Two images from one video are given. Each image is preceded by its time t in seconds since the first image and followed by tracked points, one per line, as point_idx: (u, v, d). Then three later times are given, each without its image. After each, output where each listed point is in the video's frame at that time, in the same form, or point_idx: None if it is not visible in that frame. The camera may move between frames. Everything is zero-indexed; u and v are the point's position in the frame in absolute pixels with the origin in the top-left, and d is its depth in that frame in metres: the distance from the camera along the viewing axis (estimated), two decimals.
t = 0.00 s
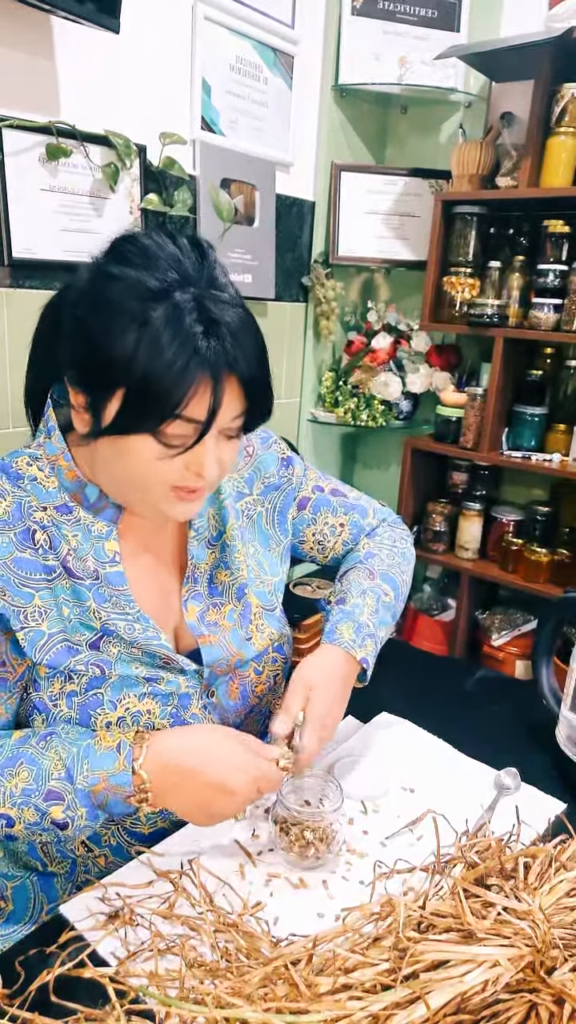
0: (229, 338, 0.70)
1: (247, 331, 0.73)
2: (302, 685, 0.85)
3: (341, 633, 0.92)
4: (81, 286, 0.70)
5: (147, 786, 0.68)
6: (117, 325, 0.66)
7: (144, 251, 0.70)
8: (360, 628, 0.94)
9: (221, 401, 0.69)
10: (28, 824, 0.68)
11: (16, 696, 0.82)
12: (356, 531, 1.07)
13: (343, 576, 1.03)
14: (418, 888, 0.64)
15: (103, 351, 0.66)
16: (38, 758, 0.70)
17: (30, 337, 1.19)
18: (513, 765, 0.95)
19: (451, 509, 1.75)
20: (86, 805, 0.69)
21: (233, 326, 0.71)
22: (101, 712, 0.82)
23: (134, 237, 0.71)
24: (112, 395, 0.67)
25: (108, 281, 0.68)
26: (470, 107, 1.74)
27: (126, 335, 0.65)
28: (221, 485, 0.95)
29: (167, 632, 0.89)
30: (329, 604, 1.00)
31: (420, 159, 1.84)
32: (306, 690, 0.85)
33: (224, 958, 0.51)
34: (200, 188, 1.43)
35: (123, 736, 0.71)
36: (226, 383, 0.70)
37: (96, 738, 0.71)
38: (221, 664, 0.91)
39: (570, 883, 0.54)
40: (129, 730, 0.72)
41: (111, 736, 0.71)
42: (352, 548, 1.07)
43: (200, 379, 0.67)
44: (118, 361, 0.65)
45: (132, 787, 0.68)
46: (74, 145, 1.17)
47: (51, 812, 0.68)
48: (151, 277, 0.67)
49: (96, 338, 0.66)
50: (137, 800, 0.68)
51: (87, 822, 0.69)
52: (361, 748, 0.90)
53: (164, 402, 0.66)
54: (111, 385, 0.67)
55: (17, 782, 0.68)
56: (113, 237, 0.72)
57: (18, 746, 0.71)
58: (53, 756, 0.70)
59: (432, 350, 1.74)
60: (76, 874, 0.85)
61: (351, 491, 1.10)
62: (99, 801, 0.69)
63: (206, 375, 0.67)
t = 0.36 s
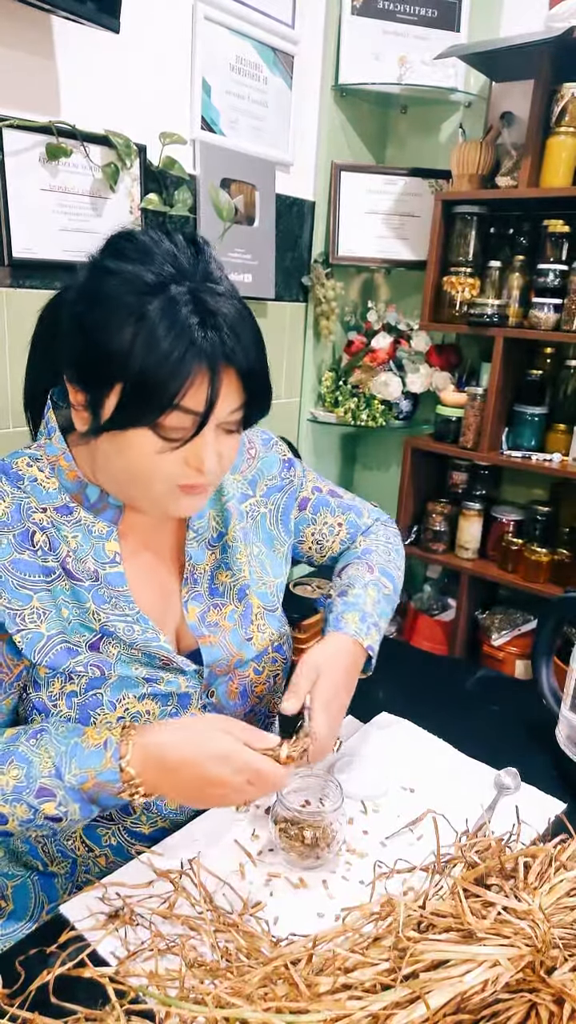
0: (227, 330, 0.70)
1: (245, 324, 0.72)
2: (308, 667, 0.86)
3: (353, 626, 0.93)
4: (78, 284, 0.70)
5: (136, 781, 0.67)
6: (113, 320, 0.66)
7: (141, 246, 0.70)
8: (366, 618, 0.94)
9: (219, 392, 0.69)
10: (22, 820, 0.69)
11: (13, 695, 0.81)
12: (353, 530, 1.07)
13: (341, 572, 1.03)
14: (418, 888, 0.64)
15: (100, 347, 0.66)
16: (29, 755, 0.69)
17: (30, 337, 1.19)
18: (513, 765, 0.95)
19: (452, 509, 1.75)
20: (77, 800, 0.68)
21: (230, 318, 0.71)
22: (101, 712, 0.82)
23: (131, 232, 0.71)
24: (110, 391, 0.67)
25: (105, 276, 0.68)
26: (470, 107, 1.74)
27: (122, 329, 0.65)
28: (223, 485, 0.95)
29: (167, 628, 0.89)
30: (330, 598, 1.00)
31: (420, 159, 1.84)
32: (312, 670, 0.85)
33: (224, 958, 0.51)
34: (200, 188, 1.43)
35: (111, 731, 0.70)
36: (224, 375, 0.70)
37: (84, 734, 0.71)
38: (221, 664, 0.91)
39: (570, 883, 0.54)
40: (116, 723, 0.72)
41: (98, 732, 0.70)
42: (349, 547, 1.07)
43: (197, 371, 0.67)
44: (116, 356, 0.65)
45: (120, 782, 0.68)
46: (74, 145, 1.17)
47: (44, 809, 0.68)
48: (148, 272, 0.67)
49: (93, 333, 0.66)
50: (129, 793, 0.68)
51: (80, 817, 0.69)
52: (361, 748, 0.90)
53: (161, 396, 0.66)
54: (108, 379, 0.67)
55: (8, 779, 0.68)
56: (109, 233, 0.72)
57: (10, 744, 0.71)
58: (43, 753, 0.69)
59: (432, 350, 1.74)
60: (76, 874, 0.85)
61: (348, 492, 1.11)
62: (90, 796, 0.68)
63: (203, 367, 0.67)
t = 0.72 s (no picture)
0: (231, 333, 0.70)
1: (247, 326, 0.73)
2: (294, 676, 0.87)
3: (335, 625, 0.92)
4: (80, 284, 0.70)
5: (142, 778, 0.68)
6: (118, 320, 0.66)
7: (144, 247, 0.70)
8: (353, 619, 0.94)
9: (223, 393, 0.69)
10: (25, 818, 0.69)
11: (13, 693, 0.81)
12: (352, 530, 1.07)
13: (337, 574, 1.03)
14: (419, 888, 0.64)
15: (104, 347, 0.66)
16: (34, 753, 0.70)
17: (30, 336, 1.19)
18: (513, 765, 0.95)
19: (452, 509, 1.76)
20: (82, 798, 0.69)
21: (234, 320, 0.71)
22: (98, 710, 0.82)
23: (134, 233, 0.71)
24: (114, 391, 0.67)
25: (109, 277, 0.68)
26: (470, 108, 1.74)
27: (127, 330, 0.65)
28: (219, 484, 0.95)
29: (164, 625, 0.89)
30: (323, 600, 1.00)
31: (420, 159, 1.84)
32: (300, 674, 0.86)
33: (224, 957, 0.51)
34: (200, 188, 1.42)
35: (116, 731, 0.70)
36: (228, 377, 0.70)
37: (91, 731, 0.71)
38: (219, 662, 0.91)
39: (570, 883, 0.54)
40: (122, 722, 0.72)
41: (104, 728, 0.71)
42: (347, 547, 1.07)
43: (202, 372, 0.67)
44: (121, 357, 0.65)
45: (127, 779, 0.68)
46: (74, 145, 1.17)
47: (48, 805, 0.69)
48: (153, 273, 0.67)
49: (97, 333, 0.66)
50: (133, 792, 0.69)
51: (84, 813, 0.70)
52: (361, 748, 0.90)
53: (166, 397, 0.66)
54: (113, 380, 0.66)
55: (13, 776, 0.68)
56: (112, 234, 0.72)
57: (12, 741, 0.71)
58: (48, 750, 0.70)
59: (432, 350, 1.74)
60: (76, 874, 0.85)
61: (347, 492, 1.10)
62: (95, 793, 0.69)
63: (209, 369, 0.67)
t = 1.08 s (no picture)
0: (235, 335, 0.70)
1: (252, 330, 0.73)
2: (291, 680, 0.86)
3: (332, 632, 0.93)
4: (84, 286, 0.70)
5: (144, 774, 0.68)
6: (123, 323, 0.66)
7: (149, 249, 0.70)
8: (354, 627, 0.94)
9: (228, 397, 0.69)
10: (28, 817, 0.68)
11: (15, 694, 0.81)
12: (353, 535, 1.07)
13: (337, 578, 1.03)
14: (419, 887, 0.64)
15: (109, 349, 0.66)
16: (36, 751, 0.70)
17: (30, 336, 1.19)
18: (513, 765, 0.95)
19: (452, 509, 1.76)
20: (85, 795, 0.69)
21: (239, 323, 0.71)
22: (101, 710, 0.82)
23: (139, 235, 0.71)
24: (118, 393, 0.67)
25: (114, 279, 0.67)
26: (470, 108, 1.74)
27: (133, 332, 0.65)
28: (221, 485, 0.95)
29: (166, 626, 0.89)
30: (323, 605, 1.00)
31: (420, 159, 1.84)
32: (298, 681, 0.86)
33: (224, 957, 0.52)
34: (200, 188, 1.42)
35: (120, 725, 0.71)
36: (233, 380, 0.70)
37: (95, 728, 0.71)
38: (220, 662, 0.91)
39: (570, 883, 0.54)
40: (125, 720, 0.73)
41: (108, 726, 0.71)
42: (348, 550, 1.08)
43: (208, 375, 0.67)
44: (126, 359, 0.65)
45: (130, 775, 0.68)
46: (74, 145, 1.17)
47: (51, 803, 0.68)
48: (158, 276, 0.67)
49: (102, 335, 0.66)
50: (135, 788, 0.69)
51: (85, 814, 0.69)
52: (361, 748, 0.90)
53: (171, 400, 0.66)
54: (118, 382, 0.67)
55: (16, 774, 0.68)
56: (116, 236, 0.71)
57: (16, 739, 0.71)
58: (51, 746, 0.70)
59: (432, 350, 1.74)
60: (76, 874, 0.85)
61: (349, 496, 1.10)
62: (98, 790, 0.69)
63: (214, 373, 0.67)
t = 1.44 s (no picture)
0: (224, 335, 0.70)
1: (242, 328, 0.73)
2: (294, 684, 0.86)
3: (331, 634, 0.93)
4: (74, 291, 0.70)
5: (146, 778, 0.68)
6: (110, 328, 0.66)
7: (137, 251, 0.69)
8: (352, 631, 0.94)
9: (217, 397, 0.69)
10: (29, 819, 0.69)
11: (18, 695, 0.82)
12: (355, 537, 1.07)
13: (338, 581, 1.03)
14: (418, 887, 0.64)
15: (99, 354, 0.66)
16: (37, 753, 0.70)
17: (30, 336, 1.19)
18: (513, 765, 0.95)
19: (452, 509, 1.76)
20: (85, 799, 0.69)
21: (227, 323, 0.71)
22: (103, 712, 0.82)
23: (126, 238, 0.71)
24: (110, 399, 0.68)
25: (102, 283, 0.68)
26: (470, 108, 1.74)
27: (120, 337, 0.66)
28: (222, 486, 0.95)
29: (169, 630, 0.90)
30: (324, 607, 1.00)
31: (420, 159, 1.84)
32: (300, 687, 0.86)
33: (225, 957, 0.52)
34: (199, 188, 1.42)
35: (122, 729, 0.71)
36: (222, 380, 0.70)
37: (96, 730, 0.71)
38: (222, 664, 0.91)
39: (570, 883, 0.54)
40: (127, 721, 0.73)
41: (110, 727, 0.71)
42: (349, 552, 1.08)
43: (195, 377, 0.67)
44: (114, 365, 0.66)
45: (131, 778, 0.68)
46: (74, 145, 1.17)
47: (52, 805, 0.68)
48: (144, 278, 0.67)
49: (92, 341, 0.67)
50: (136, 792, 0.68)
51: (86, 816, 0.69)
52: (362, 748, 0.90)
53: (161, 403, 0.66)
54: (108, 388, 0.67)
55: (18, 776, 0.68)
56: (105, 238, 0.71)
57: (18, 742, 0.71)
58: (52, 748, 0.70)
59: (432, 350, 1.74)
60: (76, 874, 0.85)
61: (350, 498, 1.10)
62: (98, 794, 0.69)
63: (202, 375, 0.67)
